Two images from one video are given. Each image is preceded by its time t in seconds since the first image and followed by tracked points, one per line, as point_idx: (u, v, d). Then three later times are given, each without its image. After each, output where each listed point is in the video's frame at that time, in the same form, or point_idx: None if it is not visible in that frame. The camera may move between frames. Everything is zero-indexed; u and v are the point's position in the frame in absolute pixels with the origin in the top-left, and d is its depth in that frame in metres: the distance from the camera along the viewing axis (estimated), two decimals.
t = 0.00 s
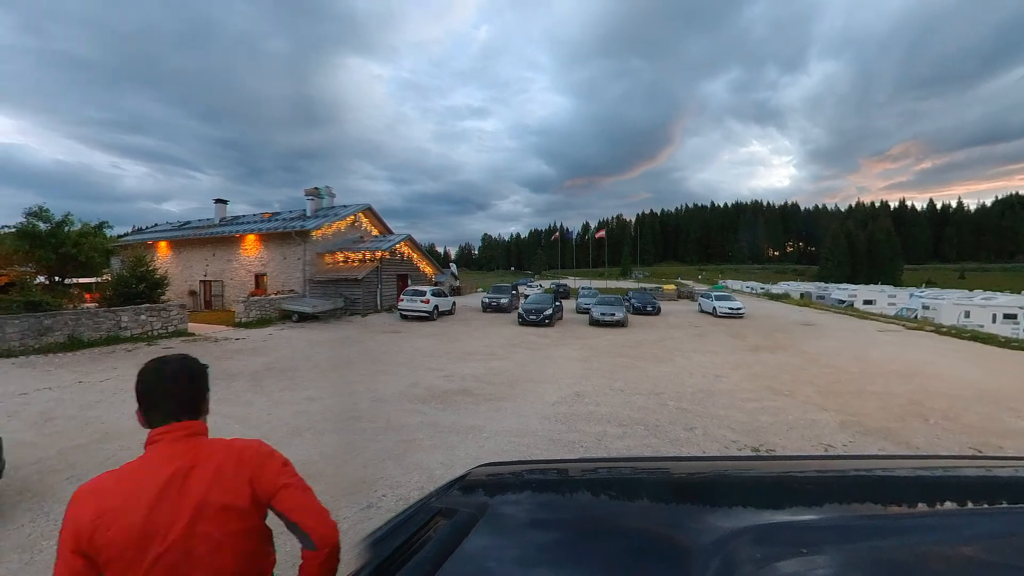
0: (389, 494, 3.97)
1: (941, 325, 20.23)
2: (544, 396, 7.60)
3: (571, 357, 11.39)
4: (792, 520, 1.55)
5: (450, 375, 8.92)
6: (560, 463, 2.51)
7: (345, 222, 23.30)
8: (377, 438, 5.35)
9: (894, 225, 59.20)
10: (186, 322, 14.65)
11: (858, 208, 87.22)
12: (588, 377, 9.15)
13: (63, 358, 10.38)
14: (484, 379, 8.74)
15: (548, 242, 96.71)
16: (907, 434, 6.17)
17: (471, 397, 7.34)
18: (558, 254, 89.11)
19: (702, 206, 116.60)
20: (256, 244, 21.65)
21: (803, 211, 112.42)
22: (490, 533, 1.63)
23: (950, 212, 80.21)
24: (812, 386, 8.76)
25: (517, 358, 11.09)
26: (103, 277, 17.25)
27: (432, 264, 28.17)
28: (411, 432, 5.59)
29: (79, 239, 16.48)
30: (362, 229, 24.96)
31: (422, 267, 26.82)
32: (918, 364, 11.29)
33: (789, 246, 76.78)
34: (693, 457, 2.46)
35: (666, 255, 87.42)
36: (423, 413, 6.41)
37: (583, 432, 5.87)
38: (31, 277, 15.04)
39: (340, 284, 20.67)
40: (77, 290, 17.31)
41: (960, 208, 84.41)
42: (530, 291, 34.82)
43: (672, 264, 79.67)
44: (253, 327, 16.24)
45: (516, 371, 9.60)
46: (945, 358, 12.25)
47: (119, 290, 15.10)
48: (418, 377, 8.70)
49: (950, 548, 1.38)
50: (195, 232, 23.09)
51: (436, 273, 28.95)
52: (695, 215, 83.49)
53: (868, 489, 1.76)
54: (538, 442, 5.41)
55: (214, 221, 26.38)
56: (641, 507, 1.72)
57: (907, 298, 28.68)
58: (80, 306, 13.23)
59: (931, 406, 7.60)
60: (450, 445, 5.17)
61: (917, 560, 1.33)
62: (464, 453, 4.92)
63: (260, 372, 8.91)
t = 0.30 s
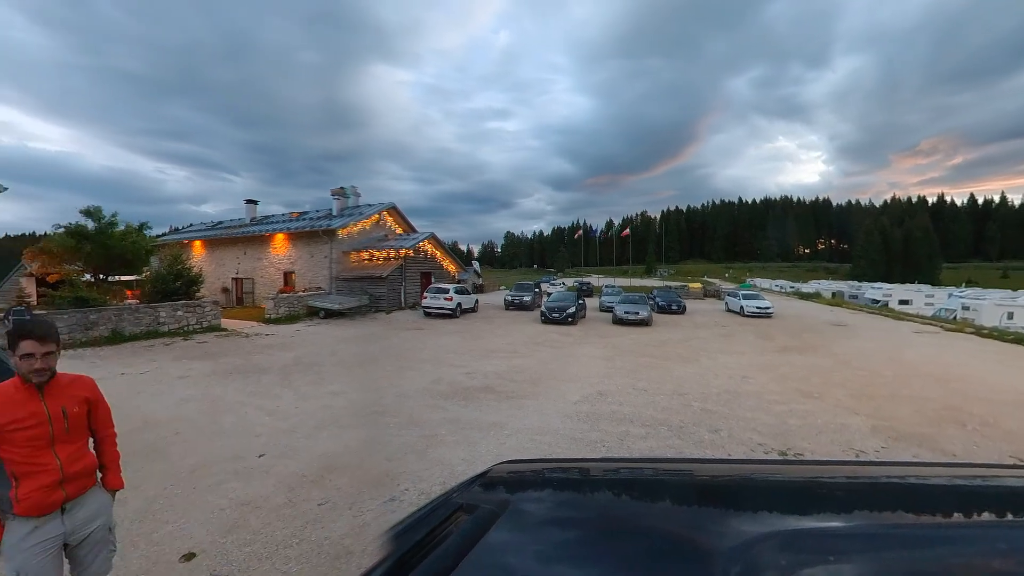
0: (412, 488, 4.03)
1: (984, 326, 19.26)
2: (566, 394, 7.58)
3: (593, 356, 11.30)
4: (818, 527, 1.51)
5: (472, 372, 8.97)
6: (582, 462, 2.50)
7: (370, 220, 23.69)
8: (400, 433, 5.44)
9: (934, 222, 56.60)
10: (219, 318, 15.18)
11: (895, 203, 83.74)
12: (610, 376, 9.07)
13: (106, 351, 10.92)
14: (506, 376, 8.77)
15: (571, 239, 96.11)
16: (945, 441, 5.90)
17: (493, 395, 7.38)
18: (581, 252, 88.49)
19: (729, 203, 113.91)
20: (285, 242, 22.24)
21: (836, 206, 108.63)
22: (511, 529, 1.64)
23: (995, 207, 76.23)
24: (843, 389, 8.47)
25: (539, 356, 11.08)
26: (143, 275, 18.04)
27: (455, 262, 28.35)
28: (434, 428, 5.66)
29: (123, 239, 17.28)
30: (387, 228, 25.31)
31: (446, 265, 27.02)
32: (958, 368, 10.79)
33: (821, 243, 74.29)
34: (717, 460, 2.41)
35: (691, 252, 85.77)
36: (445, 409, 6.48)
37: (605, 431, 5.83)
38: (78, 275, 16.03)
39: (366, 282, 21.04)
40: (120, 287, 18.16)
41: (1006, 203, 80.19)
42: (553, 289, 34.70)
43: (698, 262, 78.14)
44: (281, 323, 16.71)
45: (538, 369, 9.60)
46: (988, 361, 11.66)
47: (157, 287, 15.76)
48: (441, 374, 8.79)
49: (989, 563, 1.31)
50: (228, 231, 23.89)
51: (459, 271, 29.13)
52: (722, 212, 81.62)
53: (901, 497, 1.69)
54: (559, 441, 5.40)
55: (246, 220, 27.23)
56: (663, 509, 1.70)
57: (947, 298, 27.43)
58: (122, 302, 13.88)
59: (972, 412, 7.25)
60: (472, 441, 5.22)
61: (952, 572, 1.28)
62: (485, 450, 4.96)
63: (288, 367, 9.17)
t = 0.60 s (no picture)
0: (434, 483, 4.09)
1: None
2: (589, 393, 7.54)
3: (616, 355, 11.19)
4: (845, 535, 1.46)
5: (494, 370, 9.02)
6: (605, 462, 2.48)
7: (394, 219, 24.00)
8: (423, 428, 5.51)
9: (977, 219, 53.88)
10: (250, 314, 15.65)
11: (934, 199, 80.09)
12: (634, 376, 8.97)
13: (145, 345, 11.40)
14: (529, 375, 8.77)
15: (594, 237, 95.25)
16: (987, 449, 5.62)
17: (515, 393, 7.40)
18: (605, 250, 87.67)
19: (757, 199, 111.00)
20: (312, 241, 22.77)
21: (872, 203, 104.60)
22: (532, 526, 1.65)
23: None
24: (876, 392, 8.17)
25: (561, 355, 11.04)
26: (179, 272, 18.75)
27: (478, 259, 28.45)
28: (455, 424, 5.71)
29: (159, 238, 17.94)
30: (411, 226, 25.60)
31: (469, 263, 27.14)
32: (1002, 372, 10.26)
33: (854, 240, 71.65)
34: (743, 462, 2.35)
35: (718, 250, 83.92)
36: (467, 406, 6.54)
37: (628, 432, 5.78)
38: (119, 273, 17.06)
39: (390, 280, 21.36)
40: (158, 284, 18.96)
41: None
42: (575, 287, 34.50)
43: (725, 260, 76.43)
44: (309, 319, 17.12)
45: (560, 367, 9.57)
46: None
47: (192, 284, 16.37)
48: (463, 371, 8.86)
49: None
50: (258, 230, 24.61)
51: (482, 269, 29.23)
52: (750, 209, 79.53)
53: (935, 507, 1.62)
54: (581, 440, 5.37)
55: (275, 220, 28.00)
56: (686, 513, 1.67)
57: (988, 299, 26.19)
58: (159, 299, 14.47)
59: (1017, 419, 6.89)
60: (494, 439, 5.25)
61: None
62: (506, 447, 4.98)
63: (315, 362, 9.40)
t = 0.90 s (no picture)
0: (456, 479, 4.13)
1: None
2: (612, 393, 7.48)
3: (640, 355, 11.07)
4: (873, 543, 1.41)
5: (517, 368, 9.04)
6: (626, 463, 2.47)
7: (418, 218, 24.28)
8: (446, 425, 5.58)
9: None
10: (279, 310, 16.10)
11: (979, 195, 76.26)
12: (657, 376, 8.85)
13: (181, 339, 11.86)
14: (551, 373, 8.76)
15: (618, 235, 94.21)
16: None
17: (537, 391, 7.40)
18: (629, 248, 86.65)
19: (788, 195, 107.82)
20: (338, 239, 23.24)
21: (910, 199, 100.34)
22: (553, 524, 1.65)
23: None
24: (912, 397, 7.86)
25: (583, 353, 10.98)
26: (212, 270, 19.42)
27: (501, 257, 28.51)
28: (478, 421, 5.76)
29: (194, 237, 18.66)
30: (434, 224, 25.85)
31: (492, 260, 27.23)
32: None
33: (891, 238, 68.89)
34: (769, 467, 2.30)
35: (746, 248, 81.89)
36: (489, 403, 6.58)
37: (651, 433, 5.71)
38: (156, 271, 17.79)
39: (414, 277, 21.64)
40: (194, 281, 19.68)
41: None
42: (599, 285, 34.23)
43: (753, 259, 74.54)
44: (335, 316, 17.51)
45: (583, 366, 9.52)
46: None
47: (224, 281, 16.94)
48: (486, 368, 8.91)
49: None
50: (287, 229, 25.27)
51: (505, 267, 29.28)
52: (780, 206, 77.37)
53: (972, 518, 1.55)
54: (603, 440, 5.34)
55: (303, 219, 28.69)
56: (708, 516, 1.65)
57: None
58: (194, 295, 15.03)
59: None
60: (516, 436, 5.27)
61: None
62: (528, 445, 4.99)
63: (341, 358, 9.60)
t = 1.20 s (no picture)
0: (477, 475, 4.16)
1: None
2: (635, 393, 7.39)
3: (664, 355, 10.90)
4: (904, 553, 1.36)
5: (539, 366, 9.03)
6: (648, 464, 2.44)
7: (442, 216, 24.47)
8: (467, 422, 5.61)
9: None
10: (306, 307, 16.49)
11: None
12: (681, 377, 8.71)
13: (213, 334, 12.29)
14: (574, 372, 8.72)
15: (643, 233, 92.87)
16: None
17: (559, 390, 7.37)
18: (653, 246, 85.39)
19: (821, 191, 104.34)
20: (363, 237, 23.64)
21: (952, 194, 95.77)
22: (574, 523, 1.64)
23: None
24: (951, 402, 7.51)
25: (606, 352, 10.89)
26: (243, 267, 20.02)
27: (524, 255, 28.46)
28: (500, 419, 5.78)
29: (226, 235, 19.22)
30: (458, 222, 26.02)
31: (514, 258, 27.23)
32: None
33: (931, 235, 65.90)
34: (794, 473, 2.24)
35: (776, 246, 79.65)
36: (511, 401, 6.59)
37: (674, 434, 5.62)
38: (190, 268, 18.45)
39: (437, 275, 21.84)
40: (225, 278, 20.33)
41: None
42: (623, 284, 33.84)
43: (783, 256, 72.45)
44: (360, 312, 17.84)
45: (606, 365, 9.44)
46: None
47: (254, 279, 17.44)
48: (508, 366, 8.93)
49: None
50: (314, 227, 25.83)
51: (528, 264, 29.23)
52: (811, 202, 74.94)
53: (1013, 531, 1.48)
54: (626, 440, 5.29)
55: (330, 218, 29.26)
56: (731, 519, 1.62)
57: None
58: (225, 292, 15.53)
59: None
60: (538, 435, 5.26)
61: None
62: (549, 444, 4.99)
63: (366, 354, 9.77)
